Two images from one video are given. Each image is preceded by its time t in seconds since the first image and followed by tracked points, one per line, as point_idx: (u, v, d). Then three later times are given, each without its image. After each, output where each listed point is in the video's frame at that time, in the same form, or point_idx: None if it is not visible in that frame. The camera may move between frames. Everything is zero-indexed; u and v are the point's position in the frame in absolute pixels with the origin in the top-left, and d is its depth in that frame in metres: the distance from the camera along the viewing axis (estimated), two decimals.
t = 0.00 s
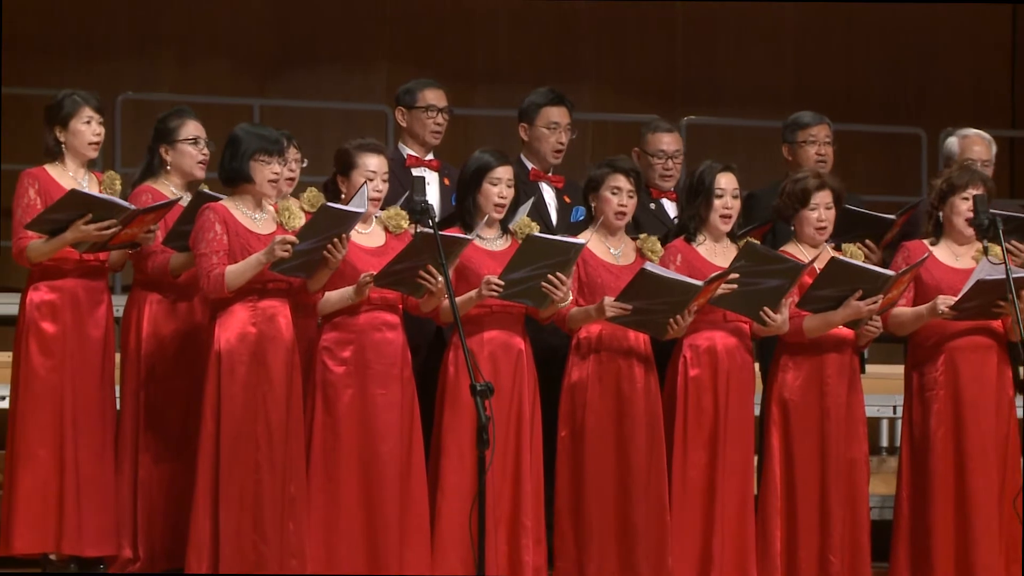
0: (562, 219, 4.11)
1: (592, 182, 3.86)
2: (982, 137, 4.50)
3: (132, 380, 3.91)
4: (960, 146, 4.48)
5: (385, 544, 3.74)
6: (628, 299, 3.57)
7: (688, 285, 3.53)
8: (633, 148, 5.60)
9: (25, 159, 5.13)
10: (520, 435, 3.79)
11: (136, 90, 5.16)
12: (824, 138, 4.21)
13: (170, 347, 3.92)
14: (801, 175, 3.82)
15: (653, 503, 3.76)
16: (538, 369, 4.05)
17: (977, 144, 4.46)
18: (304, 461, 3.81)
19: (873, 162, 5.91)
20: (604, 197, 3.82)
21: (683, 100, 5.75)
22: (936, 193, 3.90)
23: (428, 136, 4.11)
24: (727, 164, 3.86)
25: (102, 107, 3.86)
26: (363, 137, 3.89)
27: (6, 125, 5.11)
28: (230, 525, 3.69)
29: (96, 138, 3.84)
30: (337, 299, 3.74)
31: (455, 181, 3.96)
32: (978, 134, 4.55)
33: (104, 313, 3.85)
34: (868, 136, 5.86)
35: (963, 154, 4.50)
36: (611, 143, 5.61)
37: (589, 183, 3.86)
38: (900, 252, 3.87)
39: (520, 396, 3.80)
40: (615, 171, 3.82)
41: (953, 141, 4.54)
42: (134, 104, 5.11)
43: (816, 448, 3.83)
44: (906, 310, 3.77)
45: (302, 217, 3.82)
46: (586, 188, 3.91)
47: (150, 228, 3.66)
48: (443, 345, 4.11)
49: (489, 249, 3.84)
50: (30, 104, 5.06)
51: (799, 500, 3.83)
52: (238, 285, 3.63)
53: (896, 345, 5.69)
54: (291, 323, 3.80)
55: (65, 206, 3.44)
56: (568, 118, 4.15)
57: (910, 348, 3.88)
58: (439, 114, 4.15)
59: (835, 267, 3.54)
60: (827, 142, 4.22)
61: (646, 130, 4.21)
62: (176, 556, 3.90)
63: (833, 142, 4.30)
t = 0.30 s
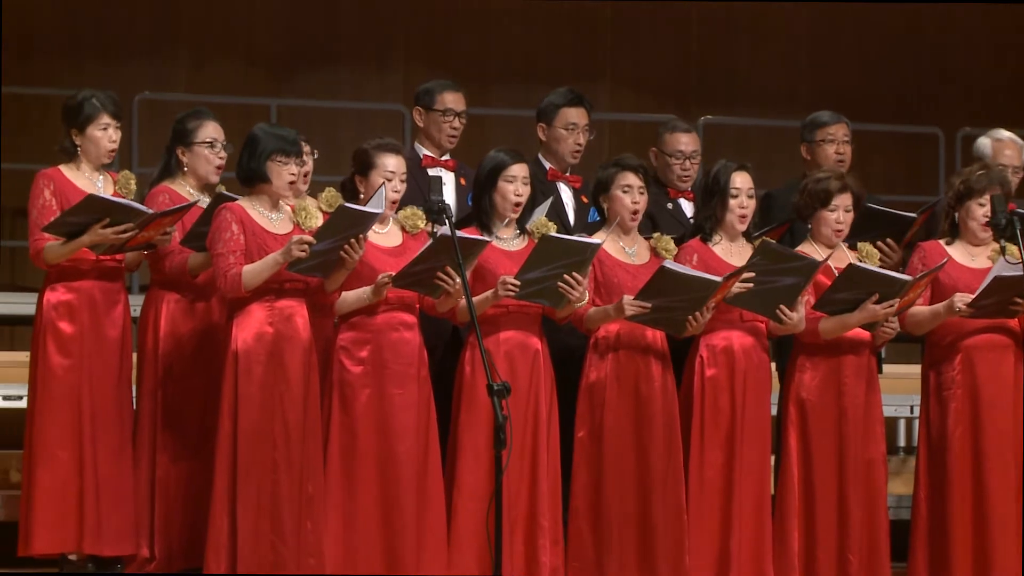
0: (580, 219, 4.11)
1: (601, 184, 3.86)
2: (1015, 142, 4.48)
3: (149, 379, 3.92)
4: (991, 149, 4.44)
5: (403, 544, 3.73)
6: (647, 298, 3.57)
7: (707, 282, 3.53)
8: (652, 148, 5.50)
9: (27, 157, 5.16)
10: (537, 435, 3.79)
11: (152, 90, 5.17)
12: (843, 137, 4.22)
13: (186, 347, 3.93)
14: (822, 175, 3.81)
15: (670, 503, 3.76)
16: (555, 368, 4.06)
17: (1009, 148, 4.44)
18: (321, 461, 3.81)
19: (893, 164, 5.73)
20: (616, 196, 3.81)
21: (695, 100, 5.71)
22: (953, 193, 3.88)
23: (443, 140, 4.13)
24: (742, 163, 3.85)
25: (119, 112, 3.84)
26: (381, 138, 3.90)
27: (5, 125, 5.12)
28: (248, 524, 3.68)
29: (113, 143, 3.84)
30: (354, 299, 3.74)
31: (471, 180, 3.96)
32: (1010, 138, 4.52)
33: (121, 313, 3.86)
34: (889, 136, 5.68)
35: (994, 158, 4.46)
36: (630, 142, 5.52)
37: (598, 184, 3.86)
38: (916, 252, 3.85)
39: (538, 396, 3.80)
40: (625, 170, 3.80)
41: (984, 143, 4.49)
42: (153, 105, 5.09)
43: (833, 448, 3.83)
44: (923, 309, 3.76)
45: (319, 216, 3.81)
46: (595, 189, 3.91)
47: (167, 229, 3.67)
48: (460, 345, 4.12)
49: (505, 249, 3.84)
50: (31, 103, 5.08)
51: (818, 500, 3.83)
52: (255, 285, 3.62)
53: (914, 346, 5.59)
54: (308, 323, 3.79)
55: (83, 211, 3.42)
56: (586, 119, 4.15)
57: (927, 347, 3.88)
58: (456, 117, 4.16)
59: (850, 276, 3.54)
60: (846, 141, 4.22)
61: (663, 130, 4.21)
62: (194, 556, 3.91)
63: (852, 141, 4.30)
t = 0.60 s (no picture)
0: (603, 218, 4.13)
1: (620, 184, 3.85)
2: None
3: (171, 379, 3.93)
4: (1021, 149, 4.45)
5: (425, 544, 3.73)
6: (673, 297, 3.58)
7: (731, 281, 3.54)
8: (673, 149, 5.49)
9: (38, 155, 5.08)
10: (559, 435, 3.79)
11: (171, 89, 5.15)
12: (866, 136, 4.23)
13: (209, 346, 3.94)
14: (846, 175, 3.81)
15: (693, 504, 3.76)
16: (578, 367, 4.06)
17: None
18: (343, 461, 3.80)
19: (915, 164, 5.66)
20: (635, 197, 3.80)
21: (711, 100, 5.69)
22: (977, 193, 3.88)
23: (465, 142, 4.16)
24: (765, 164, 3.85)
25: (138, 116, 3.83)
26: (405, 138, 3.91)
27: (18, 124, 5.05)
28: (271, 520, 3.68)
29: (128, 147, 3.84)
30: (377, 300, 3.73)
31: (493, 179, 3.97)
32: None
33: (143, 312, 3.86)
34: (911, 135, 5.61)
35: None
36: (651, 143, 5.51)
37: (616, 185, 3.85)
38: (938, 252, 3.86)
39: (560, 396, 3.80)
40: (643, 170, 3.80)
41: (1014, 142, 4.50)
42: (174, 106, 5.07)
43: (856, 448, 3.83)
44: (945, 309, 3.76)
45: (341, 216, 3.83)
46: (613, 190, 3.90)
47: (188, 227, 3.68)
48: (483, 345, 4.12)
49: (527, 249, 3.85)
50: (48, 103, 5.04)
51: (839, 500, 3.83)
52: (279, 284, 3.62)
53: (937, 346, 5.54)
54: (331, 323, 3.79)
55: (103, 208, 3.43)
56: (611, 123, 4.16)
57: (949, 347, 3.88)
58: (479, 120, 4.17)
59: (875, 270, 3.54)
60: (869, 140, 4.24)
61: (685, 129, 4.20)
62: (217, 555, 3.91)
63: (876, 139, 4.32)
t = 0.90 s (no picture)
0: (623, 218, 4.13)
1: (640, 185, 3.85)
2: None
3: (192, 379, 3.93)
4: None
5: (447, 546, 3.72)
6: (695, 299, 3.59)
7: (753, 283, 3.54)
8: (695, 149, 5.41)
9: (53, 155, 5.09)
10: (580, 435, 3.79)
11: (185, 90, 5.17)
12: (886, 136, 4.24)
13: (229, 347, 3.94)
14: (864, 175, 3.83)
15: (715, 504, 3.76)
16: (599, 368, 4.07)
17: None
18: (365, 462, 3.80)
19: (937, 164, 5.61)
20: (656, 199, 3.80)
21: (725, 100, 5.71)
22: (999, 193, 3.88)
23: (485, 144, 4.19)
24: (787, 165, 3.86)
25: (159, 119, 3.82)
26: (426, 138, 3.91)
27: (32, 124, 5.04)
28: (291, 517, 3.65)
29: (147, 148, 3.83)
30: (399, 300, 3.73)
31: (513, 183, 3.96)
32: None
33: (161, 312, 3.84)
34: (932, 134, 5.56)
35: None
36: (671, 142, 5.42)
37: (637, 186, 3.86)
38: (960, 251, 3.86)
39: (582, 396, 3.81)
40: (664, 171, 3.79)
41: None
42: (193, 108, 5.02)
43: (878, 448, 3.83)
44: (966, 309, 3.77)
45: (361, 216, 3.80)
46: (635, 191, 3.90)
47: (206, 229, 3.65)
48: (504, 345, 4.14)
49: (548, 249, 3.85)
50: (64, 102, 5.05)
51: (861, 501, 3.83)
52: (301, 284, 3.62)
53: (958, 346, 5.55)
54: (352, 324, 3.76)
55: (115, 206, 3.43)
56: (631, 124, 4.14)
57: (970, 347, 3.88)
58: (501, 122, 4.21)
59: (897, 267, 3.54)
60: (889, 140, 4.25)
61: (705, 129, 4.19)
62: (238, 555, 3.91)
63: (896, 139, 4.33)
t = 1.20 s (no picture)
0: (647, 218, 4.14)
1: (666, 185, 3.85)
2: None
3: (215, 380, 3.93)
4: None
5: (470, 547, 3.71)
6: (718, 299, 3.58)
7: (776, 284, 3.53)
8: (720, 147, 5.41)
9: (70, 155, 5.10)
10: (604, 436, 3.79)
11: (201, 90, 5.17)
12: (909, 138, 4.26)
13: (252, 347, 3.94)
14: (885, 175, 3.82)
15: (739, 504, 3.75)
16: (623, 367, 4.08)
17: None
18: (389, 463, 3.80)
19: (958, 166, 5.60)
20: (682, 199, 3.80)
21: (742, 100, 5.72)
22: None
23: (508, 143, 4.19)
24: (812, 165, 3.85)
25: (179, 121, 3.80)
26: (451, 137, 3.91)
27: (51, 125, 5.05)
28: (315, 522, 3.62)
29: (167, 149, 3.83)
30: (423, 300, 3.72)
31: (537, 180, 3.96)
32: None
33: (184, 312, 3.84)
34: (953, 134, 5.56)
35: None
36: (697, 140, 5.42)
37: (663, 186, 3.86)
38: (986, 251, 3.87)
39: (605, 396, 3.80)
40: (690, 171, 3.79)
41: None
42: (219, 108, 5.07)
43: (903, 448, 3.83)
44: (991, 309, 3.77)
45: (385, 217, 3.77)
46: (660, 190, 3.90)
47: (229, 229, 3.61)
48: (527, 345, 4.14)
49: (571, 249, 3.85)
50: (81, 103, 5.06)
51: (885, 500, 3.83)
52: (324, 285, 3.59)
53: (982, 347, 5.56)
54: (376, 324, 3.74)
55: (136, 205, 3.40)
56: (654, 123, 4.15)
57: (995, 347, 3.88)
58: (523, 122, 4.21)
59: (920, 267, 3.53)
60: (912, 142, 4.26)
61: (726, 128, 4.22)
62: (262, 556, 3.90)
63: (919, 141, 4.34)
